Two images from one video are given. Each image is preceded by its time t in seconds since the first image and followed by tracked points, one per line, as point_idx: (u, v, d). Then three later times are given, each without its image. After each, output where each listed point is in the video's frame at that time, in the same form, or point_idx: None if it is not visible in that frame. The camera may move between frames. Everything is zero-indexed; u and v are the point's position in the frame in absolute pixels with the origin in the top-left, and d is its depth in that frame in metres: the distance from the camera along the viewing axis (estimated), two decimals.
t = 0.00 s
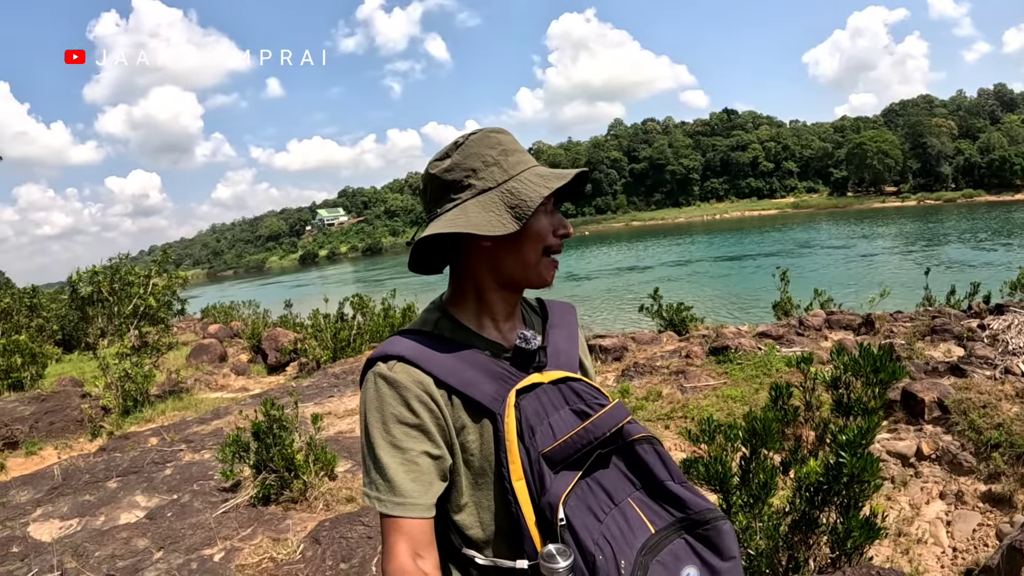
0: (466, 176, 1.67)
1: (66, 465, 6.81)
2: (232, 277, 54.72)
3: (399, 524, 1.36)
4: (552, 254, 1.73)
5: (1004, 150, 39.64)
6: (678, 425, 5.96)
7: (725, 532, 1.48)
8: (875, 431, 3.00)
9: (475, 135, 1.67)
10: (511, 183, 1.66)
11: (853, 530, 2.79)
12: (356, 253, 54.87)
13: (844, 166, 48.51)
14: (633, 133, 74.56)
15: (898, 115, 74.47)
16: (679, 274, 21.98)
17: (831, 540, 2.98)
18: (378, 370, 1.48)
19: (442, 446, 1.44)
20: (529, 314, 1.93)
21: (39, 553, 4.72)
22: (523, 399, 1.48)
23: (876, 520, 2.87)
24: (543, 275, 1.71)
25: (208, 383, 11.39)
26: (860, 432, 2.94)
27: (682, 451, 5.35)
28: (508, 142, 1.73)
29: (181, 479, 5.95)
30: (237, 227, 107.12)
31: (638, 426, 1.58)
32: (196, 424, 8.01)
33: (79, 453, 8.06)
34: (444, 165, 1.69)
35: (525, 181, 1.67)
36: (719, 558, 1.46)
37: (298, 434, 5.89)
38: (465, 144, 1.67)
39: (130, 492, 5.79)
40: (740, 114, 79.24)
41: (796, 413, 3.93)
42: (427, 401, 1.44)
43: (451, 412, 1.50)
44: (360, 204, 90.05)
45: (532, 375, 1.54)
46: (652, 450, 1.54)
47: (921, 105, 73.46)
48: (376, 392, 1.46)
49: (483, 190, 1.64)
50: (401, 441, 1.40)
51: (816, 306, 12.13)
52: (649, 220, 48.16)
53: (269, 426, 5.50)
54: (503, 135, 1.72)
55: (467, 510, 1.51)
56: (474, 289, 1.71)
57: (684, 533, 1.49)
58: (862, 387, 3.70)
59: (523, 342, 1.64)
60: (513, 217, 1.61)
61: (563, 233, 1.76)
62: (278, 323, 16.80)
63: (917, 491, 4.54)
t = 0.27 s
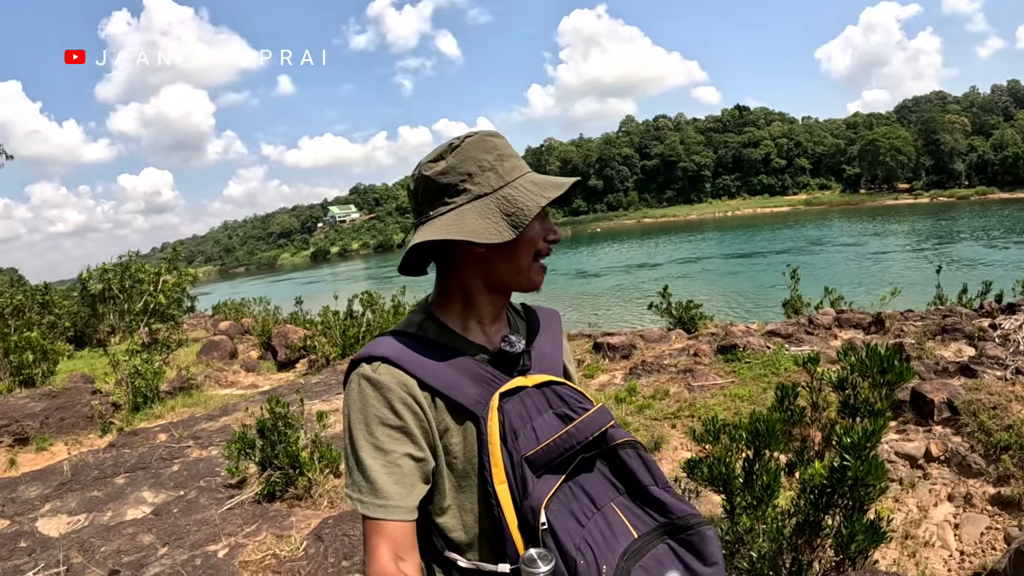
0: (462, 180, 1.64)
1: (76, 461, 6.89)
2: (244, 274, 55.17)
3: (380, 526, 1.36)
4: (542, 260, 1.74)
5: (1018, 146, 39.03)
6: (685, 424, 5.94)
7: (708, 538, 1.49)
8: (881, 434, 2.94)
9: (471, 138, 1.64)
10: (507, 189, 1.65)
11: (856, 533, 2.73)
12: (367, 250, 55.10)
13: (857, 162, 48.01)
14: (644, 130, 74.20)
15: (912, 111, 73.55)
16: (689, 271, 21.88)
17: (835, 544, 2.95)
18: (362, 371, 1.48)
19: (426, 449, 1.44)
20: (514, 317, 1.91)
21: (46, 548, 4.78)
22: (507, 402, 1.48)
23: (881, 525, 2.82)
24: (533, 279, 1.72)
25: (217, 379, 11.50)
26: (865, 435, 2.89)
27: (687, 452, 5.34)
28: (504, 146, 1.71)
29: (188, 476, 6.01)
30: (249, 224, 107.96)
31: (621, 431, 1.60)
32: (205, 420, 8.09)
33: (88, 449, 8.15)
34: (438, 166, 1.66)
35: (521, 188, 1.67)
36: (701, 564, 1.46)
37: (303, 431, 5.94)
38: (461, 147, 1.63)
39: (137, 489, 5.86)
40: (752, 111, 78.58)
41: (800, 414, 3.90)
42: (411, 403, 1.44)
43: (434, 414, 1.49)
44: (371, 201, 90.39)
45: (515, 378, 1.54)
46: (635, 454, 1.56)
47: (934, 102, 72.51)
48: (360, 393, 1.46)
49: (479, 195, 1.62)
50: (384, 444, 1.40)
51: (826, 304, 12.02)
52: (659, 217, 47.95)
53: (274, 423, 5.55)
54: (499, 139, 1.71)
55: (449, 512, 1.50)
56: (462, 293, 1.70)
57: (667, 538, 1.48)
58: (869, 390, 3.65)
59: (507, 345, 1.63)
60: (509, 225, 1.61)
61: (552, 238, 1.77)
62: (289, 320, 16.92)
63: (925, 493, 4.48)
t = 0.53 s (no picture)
0: (457, 184, 1.64)
1: (85, 458, 6.96)
2: (255, 271, 55.53)
3: (366, 528, 1.37)
4: (537, 266, 1.72)
5: None
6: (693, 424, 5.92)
7: (698, 548, 1.49)
8: (889, 437, 2.96)
9: (467, 142, 1.64)
10: (503, 194, 1.64)
11: (863, 538, 2.71)
12: (377, 247, 55.26)
13: (869, 159, 47.49)
14: (654, 127, 73.83)
15: (924, 107, 72.64)
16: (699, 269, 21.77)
17: (840, 547, 2.93)
18: (351, 374, 1.48)
19: (414, 453, 1.44)
20: (507, 322, 1.90)
21: (54, 544, 4.83)
22: (496, 407, 1.48)
23: (888, 529, 2.79)
24: (527, 285, 1.70)
25: (227, 376, 11.59)
26: (872, 438, 2.91)
27: (694, 452, 5.33)
28: (500, 152, 1.71)
29: (195, 473, 6.06)
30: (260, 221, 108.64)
31: (613, 438, 1.59)
32: (214, 418, 8.15)
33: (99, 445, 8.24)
34: (432, 170, 1.66)
35: (516, 193, 1.66)
36: (689, 572, 1.47)
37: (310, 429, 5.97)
38: (456, 151, 1.63)
39: (145, 485, 5.91)
40: (764, 107, 77.95)
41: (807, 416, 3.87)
42: (400, 406, 1.44)
43: (423, 418, 1.49)
44: (381, 198, 90.65)
45: (505, 384, 1.54)
46: (626, 461, 1.56)
47: (947, 97, 71.54)
48: (349, 395, 1.46)
49: (474, 200, 1.62)
50: (372, 447, 1.41)
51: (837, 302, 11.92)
52: (669, 215, 47.73)
53: (281, 421, 5.58)
54: (495, 144, 1.70)
55: (436, 516, 1.50)
56: (454, 297, 1.69)
57: (656, 546, 1.49)
58: (878, 392, 3.61)
59: (498, 350, 1.64)
60: (503, 230, 1.60)
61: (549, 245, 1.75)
62: (298, 318, 17.01)
63: (934, 495, 4.44)
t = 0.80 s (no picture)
0: (466, 190, 1.63)
1: (96, 456, 7.04)
2: (266, 270, 55.90)
3: (366, 533, 1.36)
4: (543, 271, 1.74)
5: None
6: (702, 423, 5.90)
7: (698, 562, 1.43)
8: (898, 438, 2.92)
9: (474, 146, 1.63)
10: (512, 199, 1.65)
11: (872, 539, 2.68)
12: (386, 245, 55.42)
13: (880, 155, 47.04)
14: (663, 124, 73.53)
15: (936, 103, 71.84)
16: (709, 267, 21.66)
17: (848, 549, 2.91)
18: (352, 378, 1.48)
19: (414, 457, 1.44)
20: (508, 327, 1.90)
21: (63, 542, 4.87)
22: (497, 414, 1.49)
23: (897, 531, 2.76)
24: (533, 290, 1.72)
25: (237, 375, 11.68)
26: (882, 439, 2.87)
27: (703, 452, 5.31)
28: (506, 157, 1.71)
29: (204, 472, 6.11)
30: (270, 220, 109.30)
31: (613, 446, 1.56)
32: (224, 416, 8.22)
33: (110, 443, 8.32)
34: (440, 175, 1.63)
35: (525, 199, 1.67)
36: None
37: (318, 429, 6.00)
38: (465, 156, 1.63)
39: (155, 484, 5.97)
40: (773, 103, 77.38)
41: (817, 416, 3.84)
42: (401, 412, 1.45)
43: (424, 423, 1.50)
44: (390, 197, 90.89)
45: (506, 390, 1.54)
46: (625, 471, 1.52)
47: (959, 93, 70.71)
48: (350, 400, 1.46)
49: (483, 205, 1.62)
50: (373, 451, 1.41)
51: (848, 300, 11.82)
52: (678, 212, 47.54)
53: (289, 421, 5.62)
54: (501, 149, 1.70)
55: (437, 520, 1.51)
56: (459, 302, 1.68)
57: (655, 559, 1.44)
58: (889, 392, 3.58)
59: (501, 356, 1.62)
60: (514, 235, 1.61)
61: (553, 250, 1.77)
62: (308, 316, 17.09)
63: (944, 496, 4.39)
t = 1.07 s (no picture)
0: (472, 196, 1.62)
1: (105, 456, 7.09)
2: (274, 269, 56.17)
3: (373, 540, 1.36)
4: (550, 275, 1.74)
5: None
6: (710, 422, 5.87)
7: (705, 562, 1.44)
8: (908, 439, 2.89)
9: (479, 152, 1.62)
10: (519, 204, 1.65)
11: (881, 541, 2.66)
12: (394, 244, 55.53)
13: (889, 152, 46.69)
14: (670, 121, 73.28)
15: (945, 99, 71.21)
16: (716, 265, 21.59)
17: (858, 551, 2.88)
18: (359, 384, 1.48)
19: (420, 463, 1.43)
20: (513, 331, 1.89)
21: (73, 542, 4.91)
22: (505, 419, 1.48)
23: (907, 532, 2.74)
24: (541, 294, 1.72)
25: (246, 374, 11.74)
26: (891, 440, 2.84)
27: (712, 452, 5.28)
28: (511, 161, 1.70)
29: (213, 471, 6.15)
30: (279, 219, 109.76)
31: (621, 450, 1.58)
32: (233, 415, 8.27)
33: (119, 443, 8.38)
34: (445, 182, 1.62)
35: (531, 203, 1.67)
36: None
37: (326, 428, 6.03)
38: (470, 161, 1.61)
39: (164, 484, 6.00)
40: (781, 100, 76.94)
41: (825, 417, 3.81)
42: (407, 417, 1.44)
43: (430, 429, 1.49)
44: (398, 196, 91.08)
45: (514, 394, 1.54)
46: (632, 473, 1.53)
47: (968, 89, 70.11)
48: (357, 406, 1.46)
49: (490, 211, 1.61)
50: (379, 457, 1.40)
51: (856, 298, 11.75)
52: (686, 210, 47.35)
53: (297, 420, 5.64)
54: (505, 153, 1.69)
55: (443, 526, 1.50)
56: (466, 308, 1.67)
57: (663, 560, 1.44)
58: (897, 392, 3.55)
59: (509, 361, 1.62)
60: (522, 241, 1.61)
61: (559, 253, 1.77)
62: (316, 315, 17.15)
63: (953, 496, 4.35)
